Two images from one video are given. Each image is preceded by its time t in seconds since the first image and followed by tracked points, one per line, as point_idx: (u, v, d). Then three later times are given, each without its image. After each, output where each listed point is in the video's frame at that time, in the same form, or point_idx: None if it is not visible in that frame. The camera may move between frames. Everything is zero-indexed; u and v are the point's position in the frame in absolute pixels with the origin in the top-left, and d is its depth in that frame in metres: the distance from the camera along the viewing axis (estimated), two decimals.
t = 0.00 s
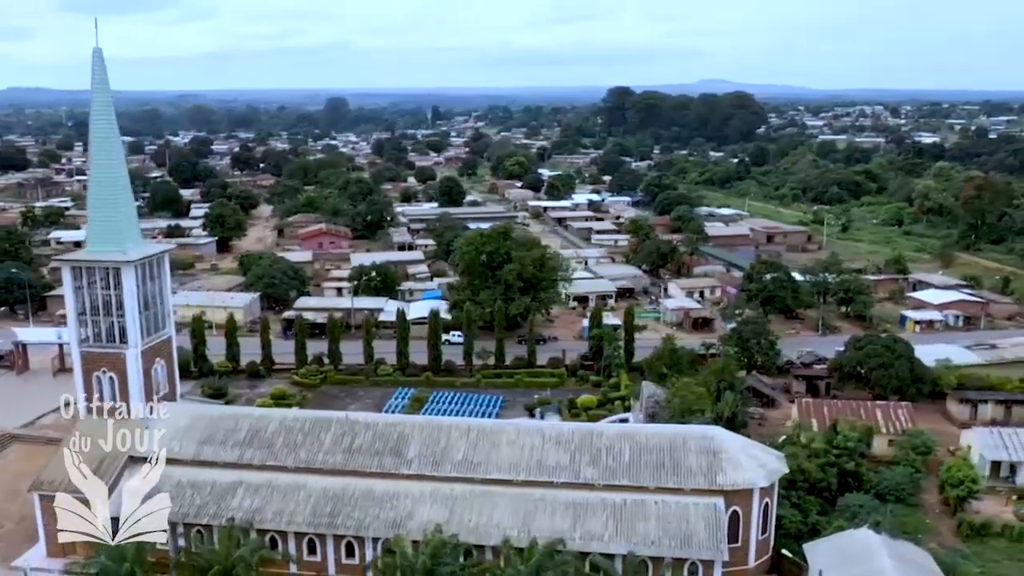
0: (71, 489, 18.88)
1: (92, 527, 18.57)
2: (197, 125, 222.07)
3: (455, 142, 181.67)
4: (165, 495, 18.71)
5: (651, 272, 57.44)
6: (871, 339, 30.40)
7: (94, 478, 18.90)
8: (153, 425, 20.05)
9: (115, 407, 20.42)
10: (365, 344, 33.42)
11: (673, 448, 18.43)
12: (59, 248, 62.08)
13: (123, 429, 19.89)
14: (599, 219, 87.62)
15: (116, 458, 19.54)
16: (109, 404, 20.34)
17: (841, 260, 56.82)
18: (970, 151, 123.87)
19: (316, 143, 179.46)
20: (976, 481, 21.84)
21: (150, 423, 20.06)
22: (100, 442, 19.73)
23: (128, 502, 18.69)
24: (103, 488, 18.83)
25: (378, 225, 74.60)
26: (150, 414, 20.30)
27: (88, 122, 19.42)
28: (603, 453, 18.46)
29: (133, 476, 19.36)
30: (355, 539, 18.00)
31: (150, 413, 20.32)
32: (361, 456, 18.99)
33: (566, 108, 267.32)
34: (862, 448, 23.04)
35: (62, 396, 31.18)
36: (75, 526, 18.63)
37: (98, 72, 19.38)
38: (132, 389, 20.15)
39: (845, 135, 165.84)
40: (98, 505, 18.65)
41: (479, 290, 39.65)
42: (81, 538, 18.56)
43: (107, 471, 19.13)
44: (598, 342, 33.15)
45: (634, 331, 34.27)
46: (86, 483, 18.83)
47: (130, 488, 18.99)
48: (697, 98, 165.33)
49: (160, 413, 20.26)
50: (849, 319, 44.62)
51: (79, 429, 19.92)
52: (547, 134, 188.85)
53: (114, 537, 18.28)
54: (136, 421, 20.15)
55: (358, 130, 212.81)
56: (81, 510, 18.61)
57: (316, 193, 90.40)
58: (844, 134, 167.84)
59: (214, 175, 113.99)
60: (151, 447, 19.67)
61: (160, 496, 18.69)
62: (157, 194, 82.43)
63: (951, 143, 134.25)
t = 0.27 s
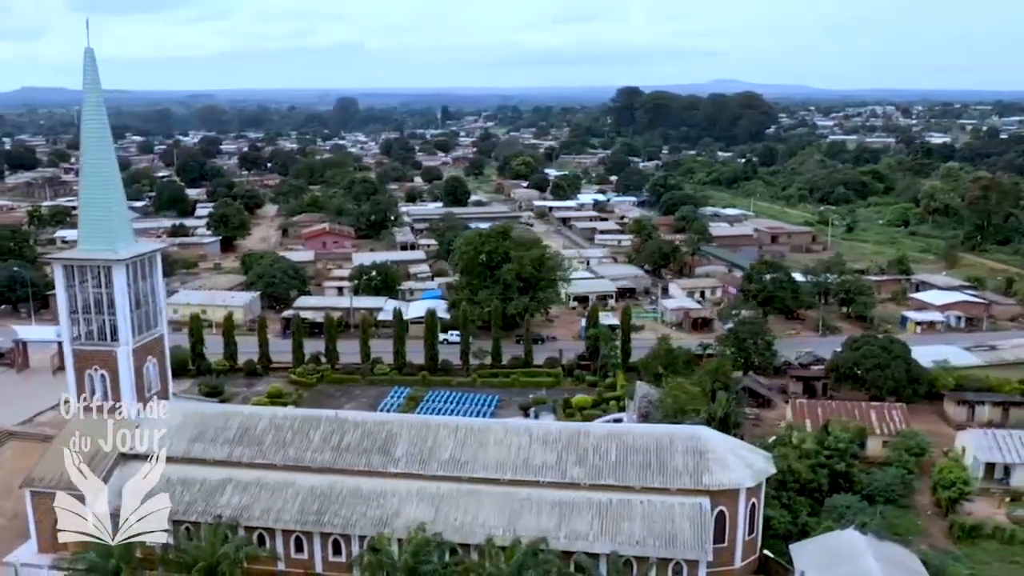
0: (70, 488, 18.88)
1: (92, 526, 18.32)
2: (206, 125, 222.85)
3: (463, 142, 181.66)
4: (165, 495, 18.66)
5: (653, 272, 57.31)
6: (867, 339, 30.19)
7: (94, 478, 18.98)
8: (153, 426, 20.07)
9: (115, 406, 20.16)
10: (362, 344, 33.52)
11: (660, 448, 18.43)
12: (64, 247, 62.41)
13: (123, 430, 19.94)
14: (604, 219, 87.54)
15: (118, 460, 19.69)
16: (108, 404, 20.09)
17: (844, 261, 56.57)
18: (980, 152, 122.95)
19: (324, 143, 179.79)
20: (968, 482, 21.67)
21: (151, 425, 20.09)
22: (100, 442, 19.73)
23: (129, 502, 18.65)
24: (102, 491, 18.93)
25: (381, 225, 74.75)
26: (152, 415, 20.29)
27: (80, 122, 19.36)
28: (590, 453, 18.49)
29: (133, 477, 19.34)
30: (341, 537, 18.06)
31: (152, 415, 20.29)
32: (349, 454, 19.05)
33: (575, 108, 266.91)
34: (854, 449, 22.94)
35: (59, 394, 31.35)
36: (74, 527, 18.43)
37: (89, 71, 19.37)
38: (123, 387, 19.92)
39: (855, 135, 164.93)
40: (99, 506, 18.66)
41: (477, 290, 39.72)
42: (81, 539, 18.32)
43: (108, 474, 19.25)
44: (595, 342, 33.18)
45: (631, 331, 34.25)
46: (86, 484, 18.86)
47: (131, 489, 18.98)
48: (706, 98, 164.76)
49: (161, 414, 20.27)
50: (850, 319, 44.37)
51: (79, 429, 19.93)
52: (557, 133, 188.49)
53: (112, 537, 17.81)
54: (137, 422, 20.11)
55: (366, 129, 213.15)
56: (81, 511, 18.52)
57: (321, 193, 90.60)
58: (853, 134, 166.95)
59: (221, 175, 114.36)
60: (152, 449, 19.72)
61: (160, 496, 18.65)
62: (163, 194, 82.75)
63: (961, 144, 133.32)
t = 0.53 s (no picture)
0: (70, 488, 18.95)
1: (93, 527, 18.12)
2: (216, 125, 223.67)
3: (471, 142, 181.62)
4: (164, 495, 18.49)
5: (656, 273, 57.09)
6: (865, 340, 29.96)
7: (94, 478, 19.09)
8: (152, 425, 20.14)
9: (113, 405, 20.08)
10: (360, 342, 33.61)
11: (647, 448, 18.44)
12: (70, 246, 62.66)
13: (123, 430, 19.99)
14: (609, 219, 87.38)
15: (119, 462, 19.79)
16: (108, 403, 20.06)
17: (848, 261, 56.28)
18: (990, 152, 121.93)
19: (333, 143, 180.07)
20: (961, 484, 21.50)
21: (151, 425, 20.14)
22: (100, 442, 19.79)
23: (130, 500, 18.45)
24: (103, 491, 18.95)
25: (386, 225, 74.92)
26: (152, 415, 20.37)
27: (74, 121, 19.42)
28: (577, 453, 18.51)
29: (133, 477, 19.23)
30: (330, 535, 18.11)
31: (153, 415, 20.38)
32: (338, 452, 19.08)
33: (586, 108, 266.38)
34: (846, 450, 22.82)
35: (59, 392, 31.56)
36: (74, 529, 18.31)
37: (83, 70, 19.43)
38: (116, 384, 19.86)
39: (865, 136, 163.98)
40: (99, 506, 18.69)
41: (476, 289, 39.79)
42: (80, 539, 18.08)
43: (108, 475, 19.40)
44: (592, 342, 33.24)
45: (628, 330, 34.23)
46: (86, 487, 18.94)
47: (132, 487, 18.84)
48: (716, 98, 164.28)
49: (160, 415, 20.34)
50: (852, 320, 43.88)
51: (79, 429, 20.01)
52: (567, 134, 188.20)
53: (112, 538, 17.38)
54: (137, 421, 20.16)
55: (375, 129, 213.49)
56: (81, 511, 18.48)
57: (327, 194, 90.80)
58: (863, 134, 166.00)
59: (229, 175, 114.73)
60: (152, 450, 19.74)
61: (160, 496, 18.50)
62: (170, 193, 83.14)
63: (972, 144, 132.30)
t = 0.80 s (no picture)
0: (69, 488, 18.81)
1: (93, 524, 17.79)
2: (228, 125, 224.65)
3: (481, 142, 181.50)
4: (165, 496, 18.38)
5: (659, 273, 56.82)
6: (863, 341, 29.75)
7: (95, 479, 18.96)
8: (151, 425, 19.97)
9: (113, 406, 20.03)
10: (358, 341, 33.71)
11: (635, 448, 18.44)
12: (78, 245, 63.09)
13: (124, 429, 19.81)
14: (616, 219, 87.19)
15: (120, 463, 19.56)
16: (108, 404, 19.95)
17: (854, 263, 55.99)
18: (1003, 152, 120.84)
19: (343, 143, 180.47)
20: (955, 486, 21.27)
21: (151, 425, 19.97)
22: (100, 443, 19.60)
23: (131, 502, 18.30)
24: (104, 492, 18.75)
25: (392, 224, 75.11)
26: (151, 415, 20.18)
27: (68, 120, 19.40)
28: (565, 452, 18.54)
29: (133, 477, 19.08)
30: (318, 532, 18.19)
31: (152, 415, 20.18)
32: (327, 450, 19.15)
33: (598, 108, 265.75)
34: (839, 453, 22.72)
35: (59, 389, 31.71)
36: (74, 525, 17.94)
37: (78, 69, 19.45)
38: (110, 382, 19.95)
39: (877, 136, 162.84)
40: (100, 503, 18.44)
41: (476, 289, 39.85)
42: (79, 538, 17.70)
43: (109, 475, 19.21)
44: (590, 342, 33.26)
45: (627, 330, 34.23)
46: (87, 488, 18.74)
47: (133, 488, 18.72)
48: (728, 98, 163.55)
49: (161, 413, 20.16)
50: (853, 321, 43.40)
51: (78, 428, 19.73)
52: (577, 134, 187.80)
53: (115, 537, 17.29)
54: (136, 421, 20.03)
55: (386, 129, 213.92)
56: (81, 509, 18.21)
57: (335, 193, 91.04)
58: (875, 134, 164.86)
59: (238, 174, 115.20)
60: (152, 451, 19.59)
61: (161, 496, 18.38)
62: (178, 192, 83.56)
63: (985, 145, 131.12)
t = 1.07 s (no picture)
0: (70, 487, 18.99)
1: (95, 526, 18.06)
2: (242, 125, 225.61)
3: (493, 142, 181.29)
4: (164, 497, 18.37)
5: (665, 274, 56.54)
6: (864, 343, 29.44)
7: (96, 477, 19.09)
8: (149, 425, 20.07)
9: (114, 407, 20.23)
10: (360, 340, 33.85)
11: (626, 448, 18.45)
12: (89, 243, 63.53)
13: (124, 429, 19.97)
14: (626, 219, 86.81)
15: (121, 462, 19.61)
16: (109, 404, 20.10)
17: (862, 264, 55.57)
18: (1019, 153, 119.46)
19: (355, 142, 180.87)
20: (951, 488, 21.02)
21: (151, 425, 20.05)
22: (100, 442, 19.85)
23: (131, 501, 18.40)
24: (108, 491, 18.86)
25: (400, 224, 75.35)
26: (151, 415, 20.25)
27: (67, 119, 19.53)
28: (556, 451, 18.58)
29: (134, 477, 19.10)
30: (309, 529, 18.28)
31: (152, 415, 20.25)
32: (320, 448, 19.24)
33: (613, 109, 264.79)
34: (835, 455, 22.58)
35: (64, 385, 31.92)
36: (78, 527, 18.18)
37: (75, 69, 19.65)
38: (108, 379, 19.99)
39: (892, 136, 161.36)
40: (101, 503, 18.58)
41: (479, 288, 39.87)
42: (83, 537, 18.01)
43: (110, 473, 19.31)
44: (591, 341, 33.26)
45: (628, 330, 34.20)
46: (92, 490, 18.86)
47: (133, 487, 18.81)
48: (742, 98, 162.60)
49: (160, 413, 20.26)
50: (859, 322, 42.88)
51: (80, 429, 19.98)
52: (590, 134, 187.29)
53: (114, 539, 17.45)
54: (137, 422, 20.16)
55: (399, 129, 214.26)
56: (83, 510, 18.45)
57: (345, 194, 91.27)
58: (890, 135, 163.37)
59: (250, 174, 115.72)
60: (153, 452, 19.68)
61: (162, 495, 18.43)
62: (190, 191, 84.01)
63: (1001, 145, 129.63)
